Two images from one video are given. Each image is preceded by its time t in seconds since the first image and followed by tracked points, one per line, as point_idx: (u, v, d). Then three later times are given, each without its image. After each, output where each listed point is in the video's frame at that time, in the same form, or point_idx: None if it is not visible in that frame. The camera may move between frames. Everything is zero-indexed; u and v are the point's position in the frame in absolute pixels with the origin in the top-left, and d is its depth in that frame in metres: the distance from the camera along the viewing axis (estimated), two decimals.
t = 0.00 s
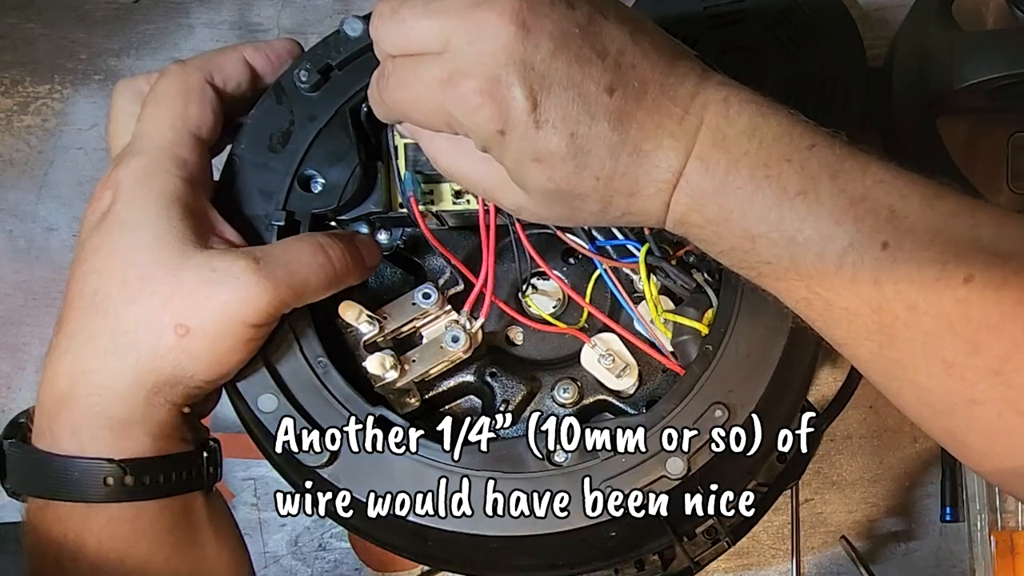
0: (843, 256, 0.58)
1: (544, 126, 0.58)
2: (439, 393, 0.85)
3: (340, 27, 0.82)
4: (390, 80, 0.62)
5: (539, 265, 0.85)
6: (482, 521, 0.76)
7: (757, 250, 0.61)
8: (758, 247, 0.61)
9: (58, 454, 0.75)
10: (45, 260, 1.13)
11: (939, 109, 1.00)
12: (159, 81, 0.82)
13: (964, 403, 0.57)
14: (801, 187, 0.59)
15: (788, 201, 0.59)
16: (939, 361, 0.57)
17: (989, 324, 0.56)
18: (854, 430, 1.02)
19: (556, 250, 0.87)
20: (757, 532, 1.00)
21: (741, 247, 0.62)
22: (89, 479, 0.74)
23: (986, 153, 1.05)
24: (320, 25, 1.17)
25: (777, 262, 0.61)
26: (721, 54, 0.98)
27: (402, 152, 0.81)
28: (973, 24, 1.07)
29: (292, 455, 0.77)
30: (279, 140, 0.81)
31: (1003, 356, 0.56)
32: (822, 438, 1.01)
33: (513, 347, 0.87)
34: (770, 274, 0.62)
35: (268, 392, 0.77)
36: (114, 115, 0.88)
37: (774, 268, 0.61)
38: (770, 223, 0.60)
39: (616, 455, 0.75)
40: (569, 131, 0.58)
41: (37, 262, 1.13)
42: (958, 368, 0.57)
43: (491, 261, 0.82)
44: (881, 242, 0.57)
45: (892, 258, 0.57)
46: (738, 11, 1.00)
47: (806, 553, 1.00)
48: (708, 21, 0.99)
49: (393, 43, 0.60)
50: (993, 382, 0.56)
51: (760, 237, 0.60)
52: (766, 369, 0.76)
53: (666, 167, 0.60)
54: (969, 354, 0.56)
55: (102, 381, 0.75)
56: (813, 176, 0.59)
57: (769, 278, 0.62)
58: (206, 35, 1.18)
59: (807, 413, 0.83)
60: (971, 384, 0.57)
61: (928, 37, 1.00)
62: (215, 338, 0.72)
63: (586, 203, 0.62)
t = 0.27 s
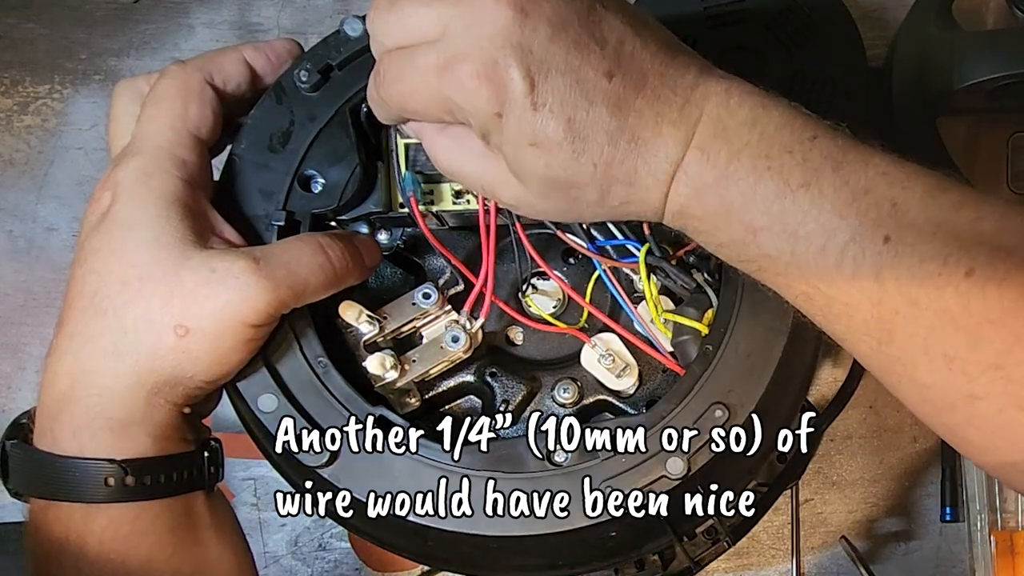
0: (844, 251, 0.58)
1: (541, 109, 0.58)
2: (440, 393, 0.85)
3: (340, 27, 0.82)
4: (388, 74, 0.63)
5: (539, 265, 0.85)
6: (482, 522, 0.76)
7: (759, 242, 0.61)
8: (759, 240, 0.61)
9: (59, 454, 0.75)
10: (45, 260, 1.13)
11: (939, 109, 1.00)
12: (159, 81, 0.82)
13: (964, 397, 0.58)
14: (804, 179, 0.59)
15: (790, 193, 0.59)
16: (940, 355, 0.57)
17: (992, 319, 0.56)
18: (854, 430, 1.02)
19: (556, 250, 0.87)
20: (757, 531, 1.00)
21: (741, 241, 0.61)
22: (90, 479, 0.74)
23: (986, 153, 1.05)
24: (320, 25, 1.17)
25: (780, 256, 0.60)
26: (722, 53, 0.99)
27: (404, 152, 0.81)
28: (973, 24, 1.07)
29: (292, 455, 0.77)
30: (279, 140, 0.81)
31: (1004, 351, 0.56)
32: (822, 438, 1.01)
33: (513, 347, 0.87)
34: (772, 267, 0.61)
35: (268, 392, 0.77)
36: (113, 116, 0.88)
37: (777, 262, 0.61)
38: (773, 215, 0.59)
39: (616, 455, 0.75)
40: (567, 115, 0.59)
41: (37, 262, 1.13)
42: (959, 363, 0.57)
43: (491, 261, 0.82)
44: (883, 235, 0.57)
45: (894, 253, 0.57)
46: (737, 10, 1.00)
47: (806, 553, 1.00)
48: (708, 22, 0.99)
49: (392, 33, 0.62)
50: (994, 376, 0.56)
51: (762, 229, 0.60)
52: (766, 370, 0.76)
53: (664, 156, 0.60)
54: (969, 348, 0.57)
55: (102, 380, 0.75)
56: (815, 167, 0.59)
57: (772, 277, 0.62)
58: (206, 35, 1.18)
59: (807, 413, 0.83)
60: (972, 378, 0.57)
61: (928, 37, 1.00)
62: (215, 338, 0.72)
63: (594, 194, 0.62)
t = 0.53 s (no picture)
0: (842, 240, 0.57)
1: (502, 82, 0.59)
2: (439, 393, 0.85)
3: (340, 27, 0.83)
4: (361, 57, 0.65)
5: (539, 265, 0.85)
6: (482, 521, 0.76)
7: (752, 228, 0.60)
8: (753, 225, 0.60)
9: (59, 454, 0.75)
10: (45, 260, 1.13)
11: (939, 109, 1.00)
12: (160, 80, 0.82)
13: (967, 390, 0.57)
14: (801, 161, 0.58)
15: (787, 177, 0.58)
16: (942, 348, 0.57)
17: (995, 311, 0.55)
18: (854, 430, 1.02)
19: (556, 250, 0.87)
20: (757, 531, 1.00)
21: (734, 225, 0.61)
22: (90, 480, 0.74)
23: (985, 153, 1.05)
24: (320, 25, 1.17)
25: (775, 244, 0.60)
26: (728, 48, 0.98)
27: (404, 152, 0.81)
28: (973, 24, 1.07)
29: (292, 456, 0.77)
30: (279, 140, 0.81)
31: (1007, 343, 0.55)
32: (822, 437, 1.01)
33: (512, 347, 0.87)
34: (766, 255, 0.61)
35: (268, 392, 0.77)
36: (114, 116, 0.88)
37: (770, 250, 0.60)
38: (768, 200, 0.59)
39: (616, 455, 0.75)
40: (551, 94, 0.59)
41: (37, 262, 1.13)
42: (961, 356, 0.56)
43: (491, 262, 0.82)
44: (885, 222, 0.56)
45: (895, 240, 0.56)
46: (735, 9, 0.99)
47: (806, 553, 1.00)
48: (706, 19, 0.98)
49: (368, 15, 0.64)
50: (999, 367, 0.56)
51: (757, 214, 0.59)
52: (765, 370, 0.76)
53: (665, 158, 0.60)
54: (974, 342, 0.56)
55: (103, 380, 0.75)
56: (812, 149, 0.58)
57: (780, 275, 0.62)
58: (206, 35, 1.18)
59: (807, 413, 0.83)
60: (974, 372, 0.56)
61: (927, 37, 1.00)
62: (215, 337, 0.72)
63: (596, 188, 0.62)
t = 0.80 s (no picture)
0: (840, 256, 0.58)
1: (487, 115, 0.58)
2: (439, 393, 0.85)
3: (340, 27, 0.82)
4: (350, 67, 0.64)
5: (539, 265, 0.85)
6: (482, 521, 0.76)
7: (748, 250, 0.61)
8: (749, 247, 0.60)
9: (59, 454, 0.76)
10: (45, 260, 1.13)
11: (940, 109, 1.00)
12: (160, 80, 0.82)
13: (968, 404, 0.59)
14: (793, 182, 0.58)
15: (779, 197, 0.58)
16: (945, 364, 0.58)
17: (996, 326, 0.57)
18: (854, 429, 1.02)
19: (556, 250, 0.87)
20: (757, 531, 1.00)
21: (730, 246, 0.61)
22: (90, 479, 0.74)
23: (986, 153, 1.05)
24: (320, 25, 1.17)
25: (772, 262, 0.60)
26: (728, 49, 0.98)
27: (404, 152, 0.81)
28: (974, 24, 1.07)
29: (292, 456, 0.77)
30: (279, 140, 0.81)
31: (1008, 357, 0.57)
32: (822, 437, 1.01)
33: (512, 347, 0.87)
34: (764, 274, 0.61)
35: (268, 392, 0.77)
36: (113, 116, 0.88)
37: (768, 269, 0.61)
38: (762, 221, 0.59)
39: (616, 456, 0.75)
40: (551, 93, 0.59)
41: (37, 262, 1.13)
42: (963, 371, 0.58)
43: (491, 262, 0.82)
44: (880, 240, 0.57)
45: (893, 258, 0.57)
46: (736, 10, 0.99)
47: (806, 552, 1.00)
48: (707, 20, 0.99)
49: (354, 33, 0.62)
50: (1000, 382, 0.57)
51: (752, 235, 0.60)
52: (766, 370, 0.76)
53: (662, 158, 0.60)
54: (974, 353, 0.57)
55: (104, 380, 0.75)
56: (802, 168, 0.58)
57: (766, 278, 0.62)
58: (206, 35, 1.18)
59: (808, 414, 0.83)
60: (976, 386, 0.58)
61: (928, 37, 1.00)
62: (216, 337, 0.72)
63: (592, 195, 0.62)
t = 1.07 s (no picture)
0: (833, 264, 0.56)
1: (471, 119, 0.59)
2: (440, 393, 0.86)
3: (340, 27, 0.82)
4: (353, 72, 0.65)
5: (540, 265, 0.85)
6: (482, 521, 0.75)
7: (738, 262, 0.59)
8: (739, 258, 0.59)
9: (59, 451, 0.76)
10: (45, 260, 1.13)
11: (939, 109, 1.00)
12: (160, 80, 0.82)
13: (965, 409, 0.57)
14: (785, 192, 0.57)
15: (770, 207, 0.57)
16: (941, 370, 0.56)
17: (993, 328, 0.54)
18: (854, 429, 1.02)
19: (556, 250, 0.87)
20: (757, 531, 1.01)
21: (720, 258, 0.60)
22: (92, 476, 0.74)
23: (986, 153, 1.05)
24: (320, 25, 1.17)
25: (763, 273, 0.59)
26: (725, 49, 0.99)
27: (404, 153, 0.82)
28: (974, 24, 1.07)
29: (292, 456, 0.77)
30: (280, 140, 0.81)
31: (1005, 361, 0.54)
32: (822, 437, 1.01)
33: (512, 347, 0.87)
34: (755, 285, 0.60)
35: (268, 392, 0.77)
36: (114, 116, 0.88)
37: (760, 280, 0.59)
38: (752, 232, 0.58)
39: (617, 455, 0.75)
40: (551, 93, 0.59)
41: (37, 262, 1.14)
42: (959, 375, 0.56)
43: (491, 262, 0.82)
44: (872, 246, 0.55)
45: (887, 264, 0.55)
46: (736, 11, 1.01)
47: (806, 552, 1.00)
48: (707, 20, 1.00)
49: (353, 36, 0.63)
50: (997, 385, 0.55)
51: (742, 246, 0.58)
52: (765, 370, 0.77)
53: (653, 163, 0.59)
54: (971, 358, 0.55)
55: (107, 379, 0.75)
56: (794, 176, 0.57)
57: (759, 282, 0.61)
58: (206, 35, 1.18)
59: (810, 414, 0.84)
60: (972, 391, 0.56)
61: (928, 38, 1.00)
62: (219, 335, 0.72)
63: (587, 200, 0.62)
